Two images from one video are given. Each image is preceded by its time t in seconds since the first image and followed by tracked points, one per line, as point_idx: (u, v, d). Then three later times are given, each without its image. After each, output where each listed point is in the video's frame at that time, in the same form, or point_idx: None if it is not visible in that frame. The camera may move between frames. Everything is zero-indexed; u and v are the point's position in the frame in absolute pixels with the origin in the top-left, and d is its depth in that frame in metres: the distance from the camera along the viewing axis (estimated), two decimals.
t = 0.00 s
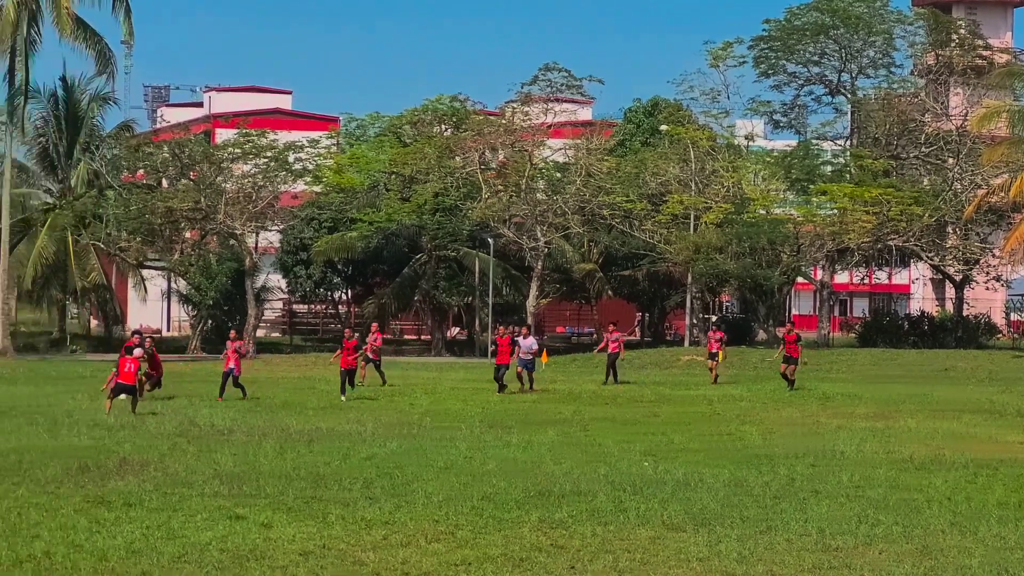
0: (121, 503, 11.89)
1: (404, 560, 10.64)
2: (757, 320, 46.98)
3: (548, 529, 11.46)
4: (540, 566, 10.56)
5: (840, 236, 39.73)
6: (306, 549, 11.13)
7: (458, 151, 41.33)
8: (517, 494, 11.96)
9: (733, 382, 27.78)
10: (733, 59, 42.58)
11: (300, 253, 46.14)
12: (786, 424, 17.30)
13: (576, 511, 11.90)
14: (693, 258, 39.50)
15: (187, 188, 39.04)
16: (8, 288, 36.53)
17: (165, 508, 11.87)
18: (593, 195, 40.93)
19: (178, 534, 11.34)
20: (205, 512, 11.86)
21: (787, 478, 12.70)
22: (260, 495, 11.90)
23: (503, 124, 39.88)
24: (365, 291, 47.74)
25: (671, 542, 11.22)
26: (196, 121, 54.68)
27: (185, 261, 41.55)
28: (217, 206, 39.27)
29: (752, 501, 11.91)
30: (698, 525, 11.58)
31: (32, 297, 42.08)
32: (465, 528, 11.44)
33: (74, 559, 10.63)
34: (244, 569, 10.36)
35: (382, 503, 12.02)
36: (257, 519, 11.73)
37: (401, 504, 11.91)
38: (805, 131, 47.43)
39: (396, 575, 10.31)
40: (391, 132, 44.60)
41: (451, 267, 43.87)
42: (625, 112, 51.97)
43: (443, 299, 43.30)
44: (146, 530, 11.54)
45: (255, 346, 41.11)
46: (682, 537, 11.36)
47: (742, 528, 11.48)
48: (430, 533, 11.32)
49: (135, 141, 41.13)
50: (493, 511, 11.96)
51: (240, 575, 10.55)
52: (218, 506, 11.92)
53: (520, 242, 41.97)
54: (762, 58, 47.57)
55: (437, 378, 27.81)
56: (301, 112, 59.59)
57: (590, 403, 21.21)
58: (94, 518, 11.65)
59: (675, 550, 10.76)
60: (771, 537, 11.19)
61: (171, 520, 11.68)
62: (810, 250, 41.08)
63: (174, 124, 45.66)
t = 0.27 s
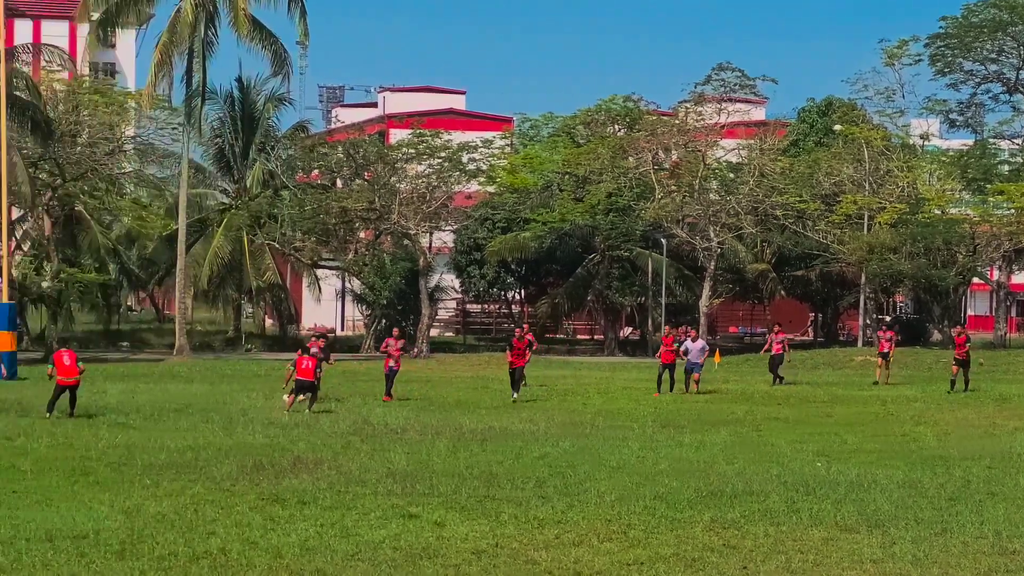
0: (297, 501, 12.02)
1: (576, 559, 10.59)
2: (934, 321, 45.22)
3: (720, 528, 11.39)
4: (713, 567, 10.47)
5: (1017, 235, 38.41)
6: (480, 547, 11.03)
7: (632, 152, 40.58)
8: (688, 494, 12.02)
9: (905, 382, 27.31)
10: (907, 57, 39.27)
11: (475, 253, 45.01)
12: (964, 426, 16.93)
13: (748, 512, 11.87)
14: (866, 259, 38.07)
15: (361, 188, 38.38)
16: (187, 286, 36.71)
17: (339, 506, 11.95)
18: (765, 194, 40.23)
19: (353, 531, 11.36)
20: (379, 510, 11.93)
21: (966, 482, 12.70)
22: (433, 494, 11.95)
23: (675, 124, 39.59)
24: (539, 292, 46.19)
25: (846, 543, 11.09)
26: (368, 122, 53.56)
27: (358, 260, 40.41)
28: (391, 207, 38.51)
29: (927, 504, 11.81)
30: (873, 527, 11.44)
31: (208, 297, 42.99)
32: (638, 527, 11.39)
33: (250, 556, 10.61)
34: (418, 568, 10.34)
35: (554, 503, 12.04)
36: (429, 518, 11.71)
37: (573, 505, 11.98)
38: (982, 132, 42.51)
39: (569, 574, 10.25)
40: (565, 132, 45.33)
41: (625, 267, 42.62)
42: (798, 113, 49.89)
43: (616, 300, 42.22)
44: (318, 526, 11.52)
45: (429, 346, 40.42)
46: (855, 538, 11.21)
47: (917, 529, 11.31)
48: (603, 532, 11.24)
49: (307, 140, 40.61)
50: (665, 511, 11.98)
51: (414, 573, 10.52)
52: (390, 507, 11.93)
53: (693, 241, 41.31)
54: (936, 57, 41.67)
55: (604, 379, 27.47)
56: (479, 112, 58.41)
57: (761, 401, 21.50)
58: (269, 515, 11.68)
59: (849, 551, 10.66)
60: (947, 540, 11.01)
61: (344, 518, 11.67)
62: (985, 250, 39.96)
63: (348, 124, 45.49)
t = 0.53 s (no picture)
0: (403, 501, 12.05)
1: (682, 559, 10.56)
2: None
3: (827, 530, 11.32)
4: (820, 569, 10.43)
5: None
6: (587, 548, 10.97)
7: (740, 151, 40.74)
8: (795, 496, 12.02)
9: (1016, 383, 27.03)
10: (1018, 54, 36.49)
11: (582, 253, 45.44)
12: None
13: (855, 513, 11.81)
14: (977, 259, 36.33)
15: (470, 187, 38.88)
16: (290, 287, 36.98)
17: (445, 506, 11.97)
18: (874, 194, 39.73)
19: (459, 531, 11.35)
20: (485, 511, 11.93)
21: None
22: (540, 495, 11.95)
23: (784, 123, 39.20)
24: (646, 291, 46.82)
25: (953, 545, 11.00)
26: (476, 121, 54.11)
27: (467, 261, 40.71)
28: (499, 206, 38.95)
29: None
30: (981, 529, 11.34)
31: (316, 297, 42.73)
32: (744, 528, 11.33)
33: (358, 555, 10.60)
34: (525, 567, 10.33)
35: (661, 504, 12.03)
36: (536, 518, 11.67)
37: (679, 506, 11.96)
38: None
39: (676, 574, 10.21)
40: (672, 132, 46.05)
41: (732, 267, 42.80)
42: (907, 112, 50.35)
43: (724, 300, 42.36)
44: (424, 526, 11.49)
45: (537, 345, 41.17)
46: (963, 541, 11.12)
47: None
48: (709, 533, 11.18)
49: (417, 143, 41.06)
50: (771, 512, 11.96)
51: (520, 573, 10.50)
52: (496, 507, 11.90)
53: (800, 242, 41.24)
54: None
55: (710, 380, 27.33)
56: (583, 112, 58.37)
57: (867, 403, 21.32)
58: (375, 515, 11.67)
59: (957, 553, 10.60)
60: None
61: (451, 518, 11.64)
62: None
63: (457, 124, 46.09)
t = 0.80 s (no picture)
0: (432, 501, 12.06)
1: (711, 560, 10.56)
2: None
3: (855, 531, 11.29)
4: (850, 570, 10.43)
5: None
6: (616, 548, 10.97)
7: (769, 151, 40.16)
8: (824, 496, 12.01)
9: None
10: None
11: (611, 254, 45.92)
12: None
13: (884, 514, 11.79)
14: (1007, 260, 35.52)
15: (500, 188, 39.04)
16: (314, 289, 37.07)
17: (474, 506, 11.96)
18: (904, 195, 39.05)
19: (487, 531, 11.33)
20: (513, 511, 11.92)
21: None
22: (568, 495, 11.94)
23: (813, 124, 38.67)
24: (675, 292, 47.20)
25: (983, 546, 11.00)
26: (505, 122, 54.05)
27: (497, 261, 40.45)
28: (528, 207, 39.25)
29: None
30: (1012, 530, 11.34)
31: (346, 298, 43.27)
32: (772, 529, 11.31)
33: (387, 555, 10.60)
34: (553, 568, 10.34)
35: (690, 504, 12.03)
36: (566, 518, 11.67)
37: (709, 506, 11.95)
38: None
39: (704, 575, 10.22)
40: (702, 133, 46.63)
41: (763, 267, 43.08)
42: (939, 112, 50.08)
43: (753, 300, 42.74)
44: (454, 527, 11.48)
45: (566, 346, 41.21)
46: (994, 542, 11.11)
47: None
48: (737, 533, 11.17)
49: (446, 144, 41.10)
50: (800, 512, 11.95)
51: (549, 573, 10.50)
52: (525, 507, 11.90)
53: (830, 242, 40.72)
54: None
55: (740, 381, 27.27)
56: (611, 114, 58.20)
57: (897, 404, 21.31)
58: (405, 515, 11.67)
59: (987, 554, 10.60)
60: None
61: (480, 518, 11.64)
62: None
63: (483, 125, 46.04)
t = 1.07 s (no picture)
0: (438, 503, 11.99)
1: (720, 562, 10.51)
2: None
3: (864, 533, 11.23)
4: (858, 571, 10.37)
5: None
6: (623, 550, 10.92)
7: (778, 151, 40.90)
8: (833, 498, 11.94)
9: None
10: None
11: (619, 254, 44.83)
12: None
13: (892, 516, 11.73)
14: (1017, 260, 35.63)
15: (506, 188, 39.24)
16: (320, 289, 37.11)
17: (482, 508, 11.90)
18: (913, 194, 40.05)
19: (494, 533, 11.28)
20: (520, 513, 11.85)
21: None
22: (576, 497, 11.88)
23: (822, 124, 39.69)
24: (684, 292, 47.16)
25: (992, 548, 10.94)
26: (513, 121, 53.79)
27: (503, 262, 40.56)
28: (536, 207, 39.17)
29: None
30: (1021, 532, 11.28)
31: (352, 299, 43.04)
32: (780, 531, 11.25)
33: (393, 557, 10.54)
34: (560, 570, 10.28)
35: (698, 506, 11.97)
36: (572, 520, 11.61)
37: (716, 508, 11.89)
38: None
39: None
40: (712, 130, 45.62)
41: (771, 267, 43.05)
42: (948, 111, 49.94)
43: (761, 301, 42.72)
44: (460, 528, 11.41)
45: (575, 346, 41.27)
46: (1003, 543, 11.06)
47: None
48: (746, 535, 11.11)
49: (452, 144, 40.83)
50: (807, 513, 11.89)
51: (557, 575, 10.46)
52: (532, 509, 11.84)
53: (839, 242, 41.27)
54: None
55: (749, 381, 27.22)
56: (619, 115, 57.40)
57: (907, 405, 21.26)
58: (410, 517, 11.60)
59: (997, 556, 10.56)
60: None
61: (487, 520, 11.57)
62: None
63: (490, 125, 45.94)
